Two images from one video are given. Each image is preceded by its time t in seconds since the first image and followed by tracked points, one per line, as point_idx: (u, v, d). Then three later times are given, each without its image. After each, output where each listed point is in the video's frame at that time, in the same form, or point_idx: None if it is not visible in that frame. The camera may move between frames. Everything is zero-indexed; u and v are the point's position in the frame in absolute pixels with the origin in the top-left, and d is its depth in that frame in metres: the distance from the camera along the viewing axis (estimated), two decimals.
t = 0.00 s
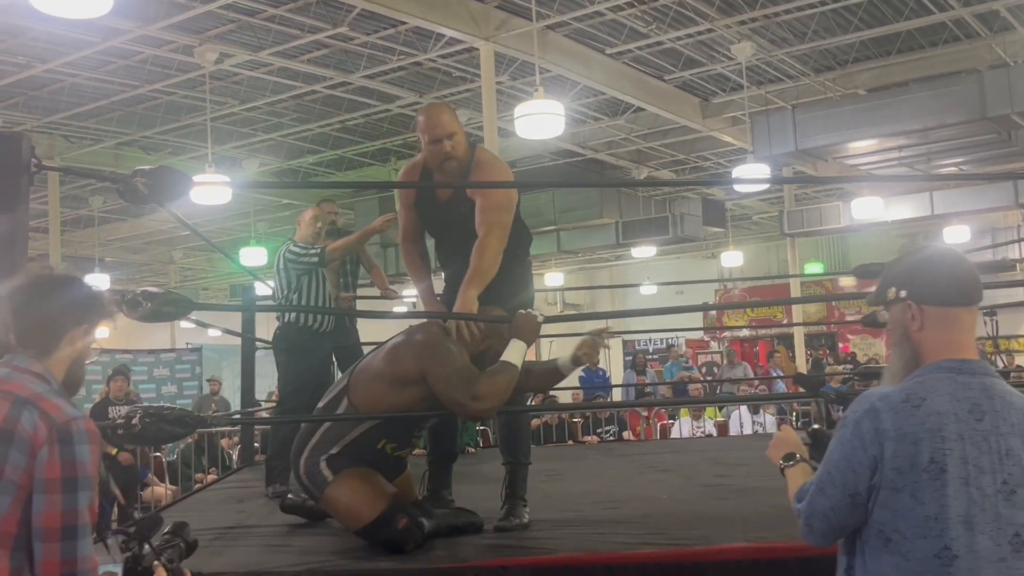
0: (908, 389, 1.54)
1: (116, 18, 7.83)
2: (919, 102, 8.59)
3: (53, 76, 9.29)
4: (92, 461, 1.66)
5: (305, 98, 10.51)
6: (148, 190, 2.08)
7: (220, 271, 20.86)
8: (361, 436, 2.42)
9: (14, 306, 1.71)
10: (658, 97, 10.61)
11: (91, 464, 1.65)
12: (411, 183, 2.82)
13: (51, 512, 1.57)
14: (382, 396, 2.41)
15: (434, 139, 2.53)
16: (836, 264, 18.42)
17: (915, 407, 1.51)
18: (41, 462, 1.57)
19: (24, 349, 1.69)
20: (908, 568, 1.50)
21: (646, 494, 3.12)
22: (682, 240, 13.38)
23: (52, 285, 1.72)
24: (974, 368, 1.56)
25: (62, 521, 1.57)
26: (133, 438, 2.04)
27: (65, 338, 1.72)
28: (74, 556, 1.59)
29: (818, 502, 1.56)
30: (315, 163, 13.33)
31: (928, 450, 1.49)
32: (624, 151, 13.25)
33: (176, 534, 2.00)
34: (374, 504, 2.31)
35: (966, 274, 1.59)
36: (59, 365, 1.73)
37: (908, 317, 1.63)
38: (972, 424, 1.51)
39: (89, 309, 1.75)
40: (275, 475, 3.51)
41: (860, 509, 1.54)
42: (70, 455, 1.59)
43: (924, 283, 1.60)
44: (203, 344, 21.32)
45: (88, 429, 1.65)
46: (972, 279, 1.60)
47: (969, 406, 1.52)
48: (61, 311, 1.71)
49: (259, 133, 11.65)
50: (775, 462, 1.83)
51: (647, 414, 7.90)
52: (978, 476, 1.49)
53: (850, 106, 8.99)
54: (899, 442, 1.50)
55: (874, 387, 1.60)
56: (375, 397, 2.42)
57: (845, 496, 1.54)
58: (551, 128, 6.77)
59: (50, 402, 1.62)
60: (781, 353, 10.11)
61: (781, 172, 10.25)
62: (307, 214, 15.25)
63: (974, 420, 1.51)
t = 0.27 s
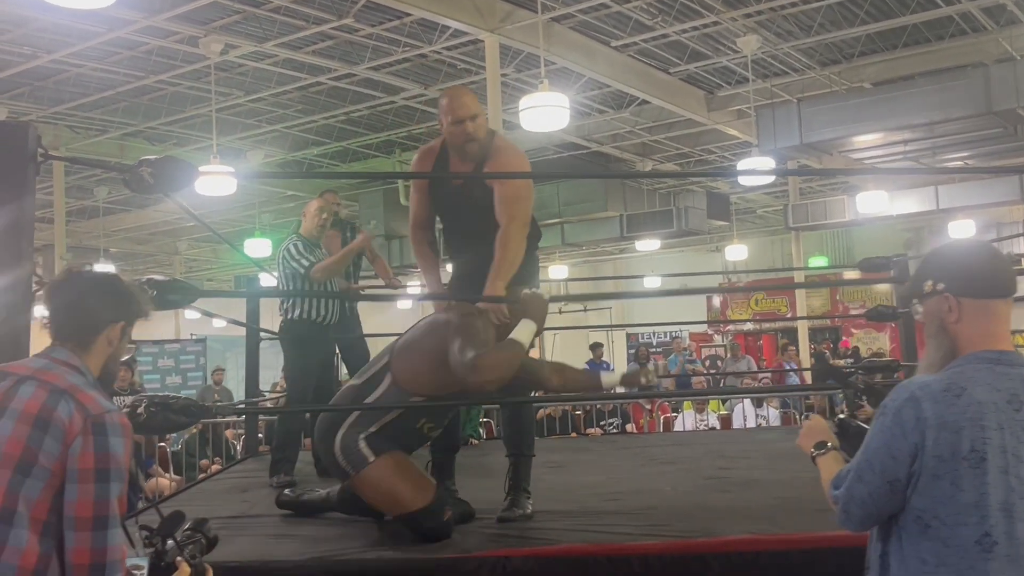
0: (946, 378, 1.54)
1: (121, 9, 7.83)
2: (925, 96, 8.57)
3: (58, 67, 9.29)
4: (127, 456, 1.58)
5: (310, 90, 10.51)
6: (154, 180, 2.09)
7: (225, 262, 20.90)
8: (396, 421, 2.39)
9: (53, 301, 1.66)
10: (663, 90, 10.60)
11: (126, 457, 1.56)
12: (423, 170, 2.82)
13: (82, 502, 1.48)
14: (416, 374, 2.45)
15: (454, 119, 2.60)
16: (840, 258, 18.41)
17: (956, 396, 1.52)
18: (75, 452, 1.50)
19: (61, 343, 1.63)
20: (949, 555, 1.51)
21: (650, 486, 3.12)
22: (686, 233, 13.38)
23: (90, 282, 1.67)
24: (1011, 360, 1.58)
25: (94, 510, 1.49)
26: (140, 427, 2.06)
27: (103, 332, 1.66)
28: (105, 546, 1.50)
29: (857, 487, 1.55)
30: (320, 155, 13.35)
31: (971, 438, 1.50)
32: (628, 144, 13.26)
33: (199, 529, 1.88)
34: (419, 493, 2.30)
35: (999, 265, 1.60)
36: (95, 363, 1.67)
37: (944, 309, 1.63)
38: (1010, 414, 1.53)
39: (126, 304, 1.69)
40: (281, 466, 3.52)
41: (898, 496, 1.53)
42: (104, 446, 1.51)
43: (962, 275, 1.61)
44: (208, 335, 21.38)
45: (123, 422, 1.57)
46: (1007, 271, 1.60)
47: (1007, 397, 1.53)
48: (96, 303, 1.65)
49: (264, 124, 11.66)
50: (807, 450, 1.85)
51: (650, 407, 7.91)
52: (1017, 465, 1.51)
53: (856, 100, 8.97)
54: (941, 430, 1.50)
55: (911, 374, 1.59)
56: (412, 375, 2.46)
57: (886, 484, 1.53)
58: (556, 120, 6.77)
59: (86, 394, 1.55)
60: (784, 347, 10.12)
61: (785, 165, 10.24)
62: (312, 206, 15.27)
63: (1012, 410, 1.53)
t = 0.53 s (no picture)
0: (979, 374, 1.54)
1: None
2: (929, 91, 8.55)
3: (61, 57, 9.29)
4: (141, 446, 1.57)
5: (313, 81, 10.50)
6: (157, 171, 2.08)
7: (227, 254, 20.91)
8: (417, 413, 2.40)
9: (69, 292, 1.66)
10: (667, 83, 10.58)
11: (140, 447, 1.56)
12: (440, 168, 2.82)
13: (96, 489, 1.48)
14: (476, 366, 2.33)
15: (478, 112, 2.60)
16: (843, 252, 18.41)
17: (989, 393, 1.51)
18: (89, 439, 1.49)
19: (77, 334, 1.63)
20: (980, 551, 1.51)
21: (651, 479, 3.13)
22: (689, 227, 13.37)
23: (104, 274, 1.66)
24: None
25: (107, 497, 1.49)
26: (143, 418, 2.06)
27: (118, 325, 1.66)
28: (116, 533, 1.50)
29: (887, 482, 1.56)
30: (323, 147, 13.34)
31: (1004, 435, 1.50)
32: (632, 137, 13.24)
33: (207, 520, 1.88)
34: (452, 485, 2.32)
35: None
36: (110, 355, 1.66)
37: (974, 304, 1.63)
38: None
39: (142, 295, 1.69)
40: (281, 458, 3.53)
41: (930, 489, 1.54)
42: (118, 434, 1.51)
43: (992, 270, 1.60)
44: (211, 326, 21.42)
45: (138, 412, 1.56)
46: None
47: None
48: (111, 294, 1.65)
49: (267, 116, 11.66)
50: (832, 443, 1.86)
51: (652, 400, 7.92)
52: None
53: (860, 94, 8.96)
54: (974, 426, 1.51)
55: (943, 370, 1.59)
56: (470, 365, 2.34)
57: (917, 479, 1.53)
58: (559, 113, 6.76)
59: (101, 382, 1.55)
60: (785, 340, 10.12)
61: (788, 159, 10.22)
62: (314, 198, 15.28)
63: None
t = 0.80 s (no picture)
0: (1003, 371, 1.52)
1: None
2: (931, 85, 8.54)
3: (64, 47, 9.28)
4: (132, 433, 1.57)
5: (316, 73, 10.49)
6: (158, 161, 2.08)
7: (230, 245, 20.93)
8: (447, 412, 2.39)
9: (63, 285, 1.64)
10: (670, 76, 10.57)
11: (131, 434, 1.56)
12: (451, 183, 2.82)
13: (86, 475, 1.49)
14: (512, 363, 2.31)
15: (501, 128, 2.67)
16: (845, 246, 18.41)
17: (1012, 390, 1.50)
18: (80, 426, 1.49)
19: (70, 324, 1.63)
20: (1000, 548, 1.51)
21: (652, 473, 3.13)
22: (691, 220, 13.36)
23: (98, 264, 1.65)
24: None
25: (97, 483, 1.49)
26: (144, 409, 2.06)
27: (112, 313, 1.65)
28: (106, 518, 1.51)
29: (909, 478, 1.54)
30: (325, 139, 13.34)
31: None
32: (634, 130, 13.23)
33: (203, 510, 1.91)
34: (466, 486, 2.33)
35: None
36: (105, 344, 1.66)
37: (996, 301, 1.60)
38: None
39: (135, 284, 1.68)
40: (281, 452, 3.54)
41: (951, 486, 1.52)
42: (110, 422, 1.51)
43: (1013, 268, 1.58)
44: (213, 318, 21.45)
45: (129, 400, 1.56)
46: None
47: None
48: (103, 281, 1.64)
49: (270, 107, 11.65)
50: (853, 436, 1.84)
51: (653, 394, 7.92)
52: None
53: (864, 88, 8.94)
54: (998, 424, 1.49)
55: (966, 366, 1.57)
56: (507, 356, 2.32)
57: (939, 475, 1.51)
58: (562, 106, 6.75)
59: (92, 369, 1.54)
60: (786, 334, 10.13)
61: (791, 153, 10.21)
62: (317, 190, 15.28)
63: None
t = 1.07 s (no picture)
0: (1008, 364, 1.53)
1: None
2: (932, 80, 8.54)
3: (64, 38, 9.27)
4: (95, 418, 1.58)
5: (316, 65, 10.48)
6: (159, 152, 2.08)
7: (229, 236, 20.91)
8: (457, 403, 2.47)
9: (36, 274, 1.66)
10: (670, 69, 10.55)
11: (92, 419, 1.57)
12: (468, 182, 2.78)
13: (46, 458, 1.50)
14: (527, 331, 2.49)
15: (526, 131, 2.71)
16: (844, 241, 18.41)
17: (1018, 382, 1.51)
18: (39, 410, 1.50)
19: (41, 315, 1.64)
20: (1003, 539, 1.52)
21: (651, 466, 3.14)
22: (691, 214, 13.35)
23: (64, 253, 1.67)
24: None
25: (58, 466, 1.50)
26: (145, 403, 2.05)
27: (81, 303, 1.66)
28: (67, 501, 1.51)
29: (914, 469, 1.55)
30: (325, 130, 13.32)
31: None
32: (635, 123, 13.21)
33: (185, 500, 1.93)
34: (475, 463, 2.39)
35: None
36: (76, 332, 1.66)
37: (1004, 295, 1.60)
38: None
39: (106, 272, 1.69)
40: (279, 443, 3.55)
41: (956, 478, 1.53)
42: (68, 406, 1.52)
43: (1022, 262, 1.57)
44: (212, 309, 21.44)
45: (90, 384, 1.57)
46: None
47: None
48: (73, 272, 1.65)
49: (270, 99, 11.64)
50: (863, 430, 1.84)
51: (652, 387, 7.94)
52: None
53: (864, 82, 8.94)
54: (1002, 416, 1.50)
55: (972, 359, 1.58)
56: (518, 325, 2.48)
57: (943, 466, 1.52)
58: (562, 98, 6.75)
59: (53, 356, 1.55)
60: (785, 328, 10.14)
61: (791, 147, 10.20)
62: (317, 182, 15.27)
63: None
